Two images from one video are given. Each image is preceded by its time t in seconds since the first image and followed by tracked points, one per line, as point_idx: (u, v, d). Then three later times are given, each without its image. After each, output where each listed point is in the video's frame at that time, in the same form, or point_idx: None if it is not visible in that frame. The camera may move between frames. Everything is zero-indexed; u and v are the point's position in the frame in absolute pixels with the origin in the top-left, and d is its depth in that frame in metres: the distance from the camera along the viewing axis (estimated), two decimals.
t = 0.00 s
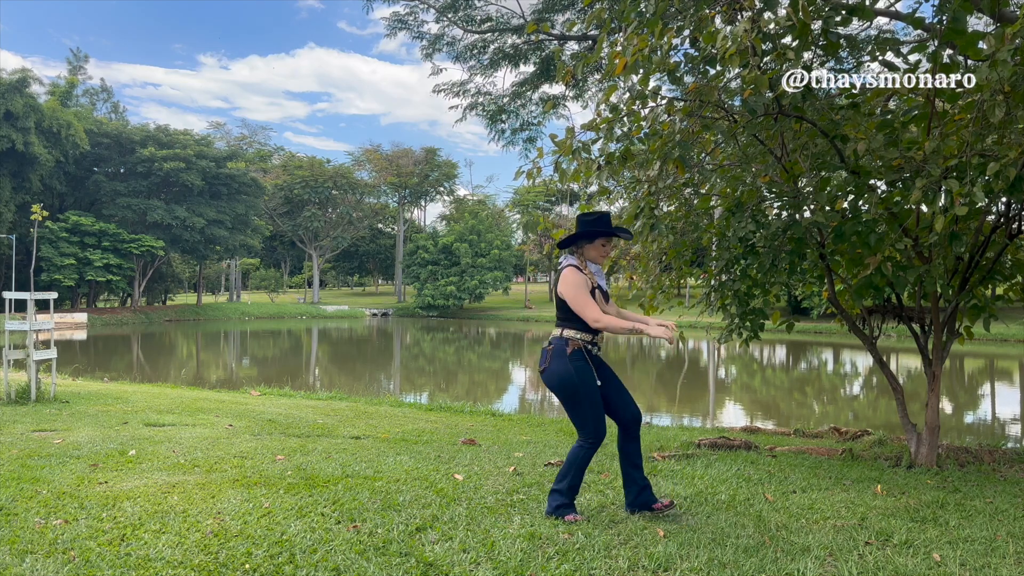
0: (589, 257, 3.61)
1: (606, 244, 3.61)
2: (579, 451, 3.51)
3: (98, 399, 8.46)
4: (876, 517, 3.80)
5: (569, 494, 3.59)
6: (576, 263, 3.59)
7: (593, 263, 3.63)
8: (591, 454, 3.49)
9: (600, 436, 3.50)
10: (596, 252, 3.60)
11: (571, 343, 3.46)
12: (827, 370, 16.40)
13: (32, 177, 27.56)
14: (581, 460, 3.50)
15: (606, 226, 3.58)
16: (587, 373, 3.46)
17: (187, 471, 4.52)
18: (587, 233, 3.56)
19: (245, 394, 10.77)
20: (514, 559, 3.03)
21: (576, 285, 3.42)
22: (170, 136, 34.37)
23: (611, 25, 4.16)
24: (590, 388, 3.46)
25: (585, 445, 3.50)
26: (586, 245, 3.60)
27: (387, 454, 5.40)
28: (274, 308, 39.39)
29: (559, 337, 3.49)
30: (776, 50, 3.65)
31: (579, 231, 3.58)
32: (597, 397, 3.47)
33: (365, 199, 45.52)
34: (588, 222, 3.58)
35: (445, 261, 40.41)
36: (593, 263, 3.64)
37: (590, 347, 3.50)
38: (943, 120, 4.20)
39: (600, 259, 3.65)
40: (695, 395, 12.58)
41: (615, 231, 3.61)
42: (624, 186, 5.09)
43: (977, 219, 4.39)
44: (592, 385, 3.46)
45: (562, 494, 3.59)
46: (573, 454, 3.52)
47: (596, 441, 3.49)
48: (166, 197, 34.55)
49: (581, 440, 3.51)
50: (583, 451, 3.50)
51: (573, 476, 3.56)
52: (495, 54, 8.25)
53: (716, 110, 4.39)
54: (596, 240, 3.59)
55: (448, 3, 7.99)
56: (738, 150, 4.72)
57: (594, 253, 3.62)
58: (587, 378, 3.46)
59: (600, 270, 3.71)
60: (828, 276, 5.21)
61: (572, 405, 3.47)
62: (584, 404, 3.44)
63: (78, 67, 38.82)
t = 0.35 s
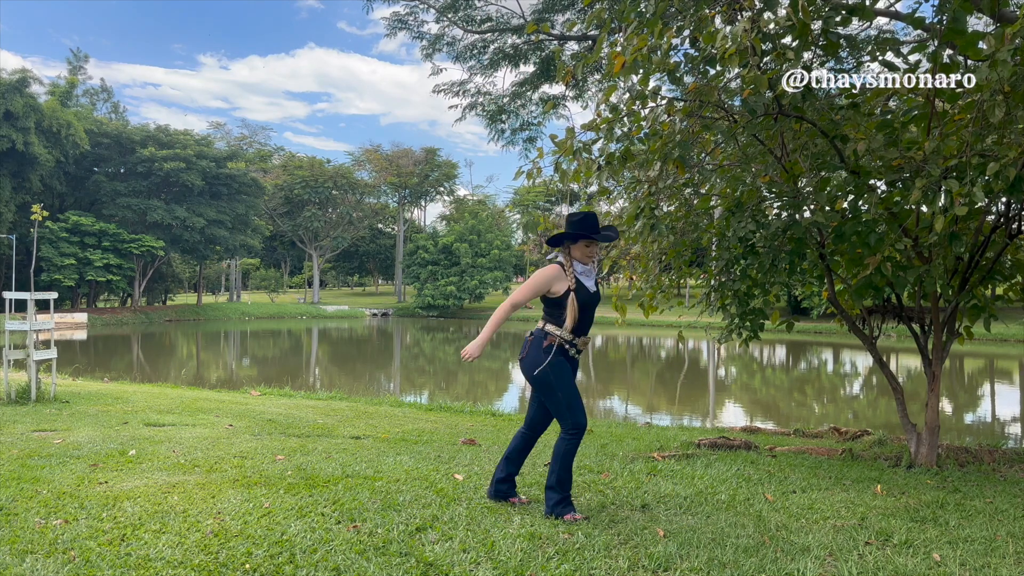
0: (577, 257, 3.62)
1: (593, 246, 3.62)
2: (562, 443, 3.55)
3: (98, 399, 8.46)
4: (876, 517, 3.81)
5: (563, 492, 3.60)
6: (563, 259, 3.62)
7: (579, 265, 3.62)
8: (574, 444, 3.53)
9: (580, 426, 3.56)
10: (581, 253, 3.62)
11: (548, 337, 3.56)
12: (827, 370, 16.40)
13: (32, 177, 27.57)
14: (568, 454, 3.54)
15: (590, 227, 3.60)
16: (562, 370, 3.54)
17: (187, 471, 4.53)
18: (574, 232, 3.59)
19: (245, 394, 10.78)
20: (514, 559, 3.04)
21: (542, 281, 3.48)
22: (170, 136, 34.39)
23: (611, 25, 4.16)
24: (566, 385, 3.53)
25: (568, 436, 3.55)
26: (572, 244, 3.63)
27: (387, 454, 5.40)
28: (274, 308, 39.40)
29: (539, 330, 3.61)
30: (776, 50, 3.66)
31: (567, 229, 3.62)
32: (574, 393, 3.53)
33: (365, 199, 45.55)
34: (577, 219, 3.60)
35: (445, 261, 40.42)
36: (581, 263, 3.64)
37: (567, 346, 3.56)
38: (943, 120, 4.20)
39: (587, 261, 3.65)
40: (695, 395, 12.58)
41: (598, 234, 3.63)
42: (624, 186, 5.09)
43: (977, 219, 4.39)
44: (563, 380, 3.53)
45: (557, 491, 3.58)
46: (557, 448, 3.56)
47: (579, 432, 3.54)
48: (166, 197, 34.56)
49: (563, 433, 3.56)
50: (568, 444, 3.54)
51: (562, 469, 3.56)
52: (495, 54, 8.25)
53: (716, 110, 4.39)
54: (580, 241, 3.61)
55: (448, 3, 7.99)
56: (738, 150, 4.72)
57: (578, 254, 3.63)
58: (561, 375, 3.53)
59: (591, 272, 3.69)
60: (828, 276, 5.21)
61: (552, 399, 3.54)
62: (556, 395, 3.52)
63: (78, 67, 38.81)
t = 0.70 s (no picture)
0: (578, 253, 3.64)
1: (590, 240, 3.64)
2: (567, 445, 3.54)
3: (98, 399, 8.46)
4: (876, 517, 3.80)
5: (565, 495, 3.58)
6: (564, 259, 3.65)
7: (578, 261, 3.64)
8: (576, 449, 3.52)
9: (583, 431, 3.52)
10: (579, 248, 3.65)
11: (553, 339, 3.56)
12: (827, 370, 16.40)
13: (32, 177, 27.57)
14: (572, 458, 3.52)
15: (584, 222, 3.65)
16: (566, 373, 3.53)
17: (187, 471, 4.53)
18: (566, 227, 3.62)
19: (245, 394, 10.78)
20: (514, 559, 3.03)
21: (544, 282, 3.50)
22: (170, 136, 34.39)
23: (611, 25, 4.16)
24: (568, 388, 3.51)
25: (571, 440, 3.53)
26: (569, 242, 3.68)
27: (387, 454, 5.40)
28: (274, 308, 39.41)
29: (544, 332, 3.61)
30: (776, 50, 3.66)
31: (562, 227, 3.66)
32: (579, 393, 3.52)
33: (365, 199, 45.55)
34: (566, 218, 3.63)
35: (445, 261, 40.42)
36: (579, 259, 3.66)
37: (572, 347, 3.57)
38: (944, 120, 4.19)
39: (585, 256, 3.67)
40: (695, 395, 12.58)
41: (588, 226, 3.65)
42: (624, 186, 5.10)
43: (977, 218, 4.38)
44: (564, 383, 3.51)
45: (559, 493, 3.58)
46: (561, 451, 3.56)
47: (584, 436, 3.51)
48: (166, 197, 34.56)
49: (568, 437, 3.54)
50: (572, 448, 3.52)
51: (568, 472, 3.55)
52: (495, 54, 8.26)
53: (716, 110, 4.39)
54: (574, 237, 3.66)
55: (448, 3, 7.99)
56: (738, 150, 4.72)
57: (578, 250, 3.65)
58: (570, 375, 3.53)
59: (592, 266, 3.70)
60: (828, 276, 5.21)
61: (556, 402, 3.53)
62: (560, 398, 3.51)
63: (78, 67, 38.79)
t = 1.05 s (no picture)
0: (595, 234, 3.59)
1: (603, 218, 3.58)
2: (563, 439, 3.56)
3: (98, 399, 8.46)
4: (876, 517, 3.80)
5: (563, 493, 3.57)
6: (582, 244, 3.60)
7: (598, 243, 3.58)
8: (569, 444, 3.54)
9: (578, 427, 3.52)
10: (592, 229, 3.59)
11: (571, 329, 3.51)
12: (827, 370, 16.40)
13: (32, 177, 27.55)
14: (567, 452, 3.54)
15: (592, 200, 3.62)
16: (578, 362, 3.47)
17: (187, 471, 4.53)
18: (573, 214, 3.64)
19: (245, 394, 10.78)
20: (514, 559, 3.03)
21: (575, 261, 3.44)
22: (170, 136, 34.39)
23: (611, 24, 4.16)
24: (577, 381, 3.48)
25: (566, 433, 3.55)
26: (584, 225, 3.65)
27: (387, 454, 5.40)
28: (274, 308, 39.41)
29: (567, 320, 3.57)
30: (776, 50, 3.66)
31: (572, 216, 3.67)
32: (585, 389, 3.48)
33: (365, 199, 45.57)
34: (569, 207, 3.65)
35: (445, 261, 40.42)
36: (597, 241, 3.60)
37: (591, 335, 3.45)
38: (943, 120, 4.20)
39: (602, 235, 3.59)
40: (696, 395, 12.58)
41: (597, 203, 3.60)
42: (624, 186, 5.10)
43: (977, 219, 4.38)
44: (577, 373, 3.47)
45: (557, 489, 3.58)
46: (557, 442, 3.60)
47: (577, 431, 3.52)
48: (166, 197, 34.55)
49: (563, 428, 3.58)
50: (566, 441, 3.54)
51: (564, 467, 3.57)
52: (495, 54, 8.25)
53: (716, 110, 4.39)
54: (587, 217, 3.63)
55: (448, 4, 7.99)
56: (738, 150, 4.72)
57: (595, 227, 3.59)
58: (583, 368, 3.47)
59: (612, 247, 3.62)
60: (828, 276, 5.21)
61: (565, 390, 3.54)
62: (568, 386, 3.50)
63: (78, 67, 38.77)
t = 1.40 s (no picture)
0: (619, 244, 3.59)
1: (629, 230, 3.57)
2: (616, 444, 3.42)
3: (98, 399, 8.46)
4: (876, 517, 3.81)
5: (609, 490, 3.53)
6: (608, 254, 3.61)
7: (622, 252, 3.57)
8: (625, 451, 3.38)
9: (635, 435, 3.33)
10: (619, 240, 3.60)
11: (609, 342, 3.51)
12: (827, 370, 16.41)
13: (32, 177, 27.55)
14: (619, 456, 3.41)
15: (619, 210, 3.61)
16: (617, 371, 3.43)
17: (187, 471, 4.53)
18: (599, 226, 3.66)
19: (245, 394, 10.79)
20: (514, 559, 3.03)
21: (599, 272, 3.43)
22: (170, 136, 34.39)
23: (611, 25, 4.17)
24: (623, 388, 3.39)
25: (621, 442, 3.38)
26: (610, 236, 3.65)
27: (387, 454, 5.41)
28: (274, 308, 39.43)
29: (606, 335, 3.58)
30: (776, 50, 3.66)
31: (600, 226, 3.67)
32: (626, 393, 3.38)
33: (365, 199, 45.58)
34: (594, 220, 3.67)
35: (445, 261, 40.43)
36: (623, 251, 3.59)
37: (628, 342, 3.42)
38: (943, 120, 4.20)
39: (630, 245, 3.58)
40: (696, 395, 12.58)
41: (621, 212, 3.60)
42: (625, 186, 5.10)
43: (977, 218, 4.38)
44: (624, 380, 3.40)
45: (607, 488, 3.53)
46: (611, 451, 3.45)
47: (633, 438, 3.32)
48: (166, 197, 34.56)
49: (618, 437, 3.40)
50: (621, 448, 3.39)
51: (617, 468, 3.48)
52: (495, 54, 8.25)
53: (717, 110, 4.38)
54: (612, 230, 3.64)
55: (448, 4, 7.99)
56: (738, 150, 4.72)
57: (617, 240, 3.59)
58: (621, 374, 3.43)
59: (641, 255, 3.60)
60: (828, 276, 5.21)
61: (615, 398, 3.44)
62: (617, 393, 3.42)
63: (78, 67, 38.77)
